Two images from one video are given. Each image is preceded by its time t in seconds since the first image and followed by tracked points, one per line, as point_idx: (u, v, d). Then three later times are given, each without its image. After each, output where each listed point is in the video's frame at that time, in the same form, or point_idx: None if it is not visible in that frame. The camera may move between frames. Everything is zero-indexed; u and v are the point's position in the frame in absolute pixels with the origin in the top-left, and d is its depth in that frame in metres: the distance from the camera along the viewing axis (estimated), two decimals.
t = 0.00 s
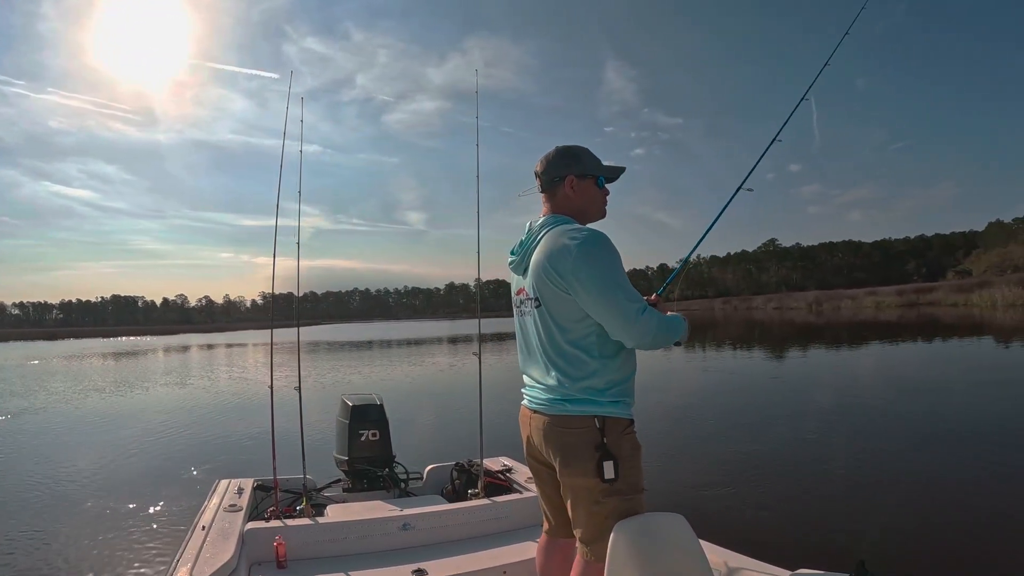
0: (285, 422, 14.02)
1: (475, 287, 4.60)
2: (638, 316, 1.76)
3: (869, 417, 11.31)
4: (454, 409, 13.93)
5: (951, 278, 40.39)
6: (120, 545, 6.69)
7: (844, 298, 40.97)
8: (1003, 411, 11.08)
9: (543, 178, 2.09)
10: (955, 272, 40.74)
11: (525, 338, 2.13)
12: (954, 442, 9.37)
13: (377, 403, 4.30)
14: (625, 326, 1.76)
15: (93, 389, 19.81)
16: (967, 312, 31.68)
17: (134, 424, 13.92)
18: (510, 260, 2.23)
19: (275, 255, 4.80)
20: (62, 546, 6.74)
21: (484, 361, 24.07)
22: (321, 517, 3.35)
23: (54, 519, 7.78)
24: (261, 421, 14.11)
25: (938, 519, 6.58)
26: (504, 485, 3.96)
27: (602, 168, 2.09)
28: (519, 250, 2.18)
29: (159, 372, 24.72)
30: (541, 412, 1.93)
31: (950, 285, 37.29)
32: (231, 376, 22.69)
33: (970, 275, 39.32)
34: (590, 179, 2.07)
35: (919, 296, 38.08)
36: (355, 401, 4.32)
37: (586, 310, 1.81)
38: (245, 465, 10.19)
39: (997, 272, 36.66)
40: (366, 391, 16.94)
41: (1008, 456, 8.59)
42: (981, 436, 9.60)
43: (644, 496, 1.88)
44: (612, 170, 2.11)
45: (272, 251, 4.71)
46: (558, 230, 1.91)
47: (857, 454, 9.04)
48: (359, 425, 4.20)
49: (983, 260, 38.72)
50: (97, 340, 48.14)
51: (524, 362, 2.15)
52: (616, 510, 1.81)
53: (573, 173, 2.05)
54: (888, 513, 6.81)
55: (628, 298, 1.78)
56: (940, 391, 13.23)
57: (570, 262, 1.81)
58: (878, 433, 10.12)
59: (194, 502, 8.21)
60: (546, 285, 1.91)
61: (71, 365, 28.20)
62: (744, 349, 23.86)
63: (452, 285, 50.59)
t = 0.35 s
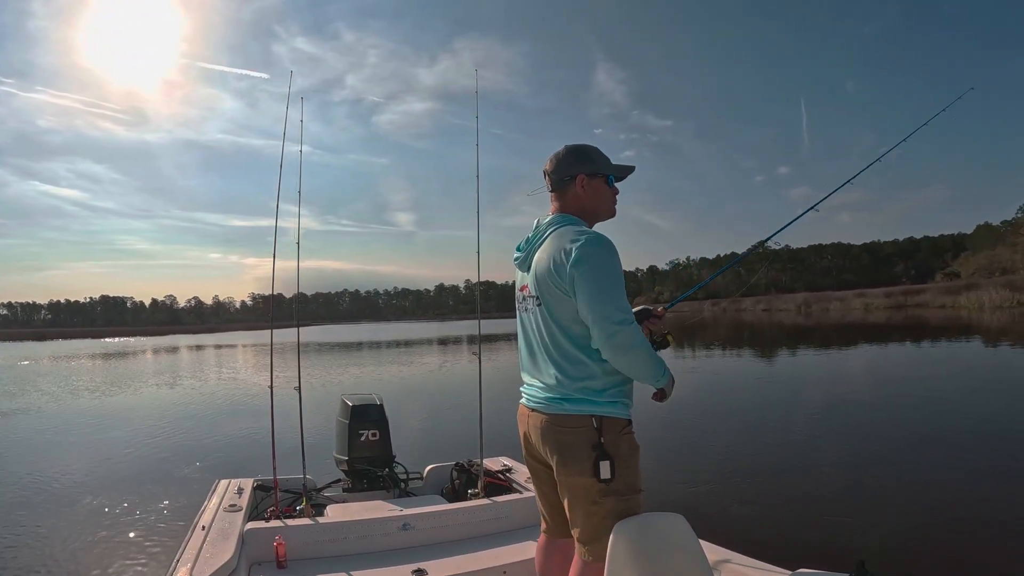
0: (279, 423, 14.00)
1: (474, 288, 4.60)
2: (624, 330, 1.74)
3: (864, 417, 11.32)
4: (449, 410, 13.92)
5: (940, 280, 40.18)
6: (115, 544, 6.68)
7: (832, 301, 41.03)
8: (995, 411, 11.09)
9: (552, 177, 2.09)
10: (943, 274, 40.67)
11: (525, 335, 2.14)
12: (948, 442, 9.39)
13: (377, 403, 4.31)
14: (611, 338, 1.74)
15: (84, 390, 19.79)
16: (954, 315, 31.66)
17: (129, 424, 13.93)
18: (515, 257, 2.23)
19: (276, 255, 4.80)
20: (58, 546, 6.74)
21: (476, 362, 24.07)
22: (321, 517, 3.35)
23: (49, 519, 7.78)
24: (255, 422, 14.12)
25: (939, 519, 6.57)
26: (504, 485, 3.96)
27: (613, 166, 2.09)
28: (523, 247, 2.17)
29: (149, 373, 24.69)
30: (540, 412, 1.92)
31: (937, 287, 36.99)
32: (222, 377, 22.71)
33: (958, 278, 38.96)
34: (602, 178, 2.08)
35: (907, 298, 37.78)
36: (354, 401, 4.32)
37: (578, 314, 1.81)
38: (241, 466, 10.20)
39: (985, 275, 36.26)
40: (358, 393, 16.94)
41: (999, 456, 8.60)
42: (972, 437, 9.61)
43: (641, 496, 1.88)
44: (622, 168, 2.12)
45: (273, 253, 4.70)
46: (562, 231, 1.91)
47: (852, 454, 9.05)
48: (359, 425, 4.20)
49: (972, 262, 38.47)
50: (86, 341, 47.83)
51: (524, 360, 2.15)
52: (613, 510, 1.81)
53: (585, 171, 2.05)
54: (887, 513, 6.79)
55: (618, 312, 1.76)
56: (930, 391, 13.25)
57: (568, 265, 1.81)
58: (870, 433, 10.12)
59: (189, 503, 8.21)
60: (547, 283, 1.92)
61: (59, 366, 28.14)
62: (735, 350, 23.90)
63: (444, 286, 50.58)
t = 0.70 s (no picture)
0: (273, 424, 13.96)
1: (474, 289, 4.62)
2: (574, 346, 1.71)
3: (859, 418, 11.33)
4: (445, 411, 13.90)
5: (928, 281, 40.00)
6: (110, 545, 6.66)
7: (822, 303, 41.06)
8: (990, 412, 11.11)
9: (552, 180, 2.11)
10: (932, 275, 40.68)
11: (529, 336, 2.16)
12: (943, 442, 9.43)
13: (377, 402, 4.30)
14: (568, 353, 1.71)
15: (75, 391, 19.70)
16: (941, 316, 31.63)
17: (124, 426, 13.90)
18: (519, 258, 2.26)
19: (275, 255, 4.78)
20: (55, 547, 6.72)
21: (469, 363, 24.03)
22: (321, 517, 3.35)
23: (44, 520, 7.74)
24: (249, 422, 14.10)
25: (941, 520, 6.54)
26: (504, 485, 3.96)
27: (613, 166, 2.08)
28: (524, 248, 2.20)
29: (140, 374, 24.58)
30: (542, 411, 1.92)
31: (926, 288, 36.73)
32: (213, 379, 22.64)
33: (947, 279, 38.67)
34: (601, 178, 2.07)
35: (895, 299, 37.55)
36: (354, 401, 4.32)
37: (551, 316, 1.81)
38: (237, 467, 10.19)
39: (974, 276, 36.03)
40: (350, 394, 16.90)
41: (995, 456, 8.62)
42: (965, 437, 9.62)
43: (642, 496, 1.88)
44: (625, 167, 2.10)
45: (272, 253, 4.69)
46: (556, 233, 1.92)
47: (848, 454, 9.05)
48: (359, 425, 4.20)
49: (960, 263, 38.27)
50: (74, 342, 47.50)
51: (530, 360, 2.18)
52: (614, 510, 1.81)
53: (583, 171, 2.05)
54: (886, 513, 6.78)
55: (581, 329, 1.73)
56: (923, 392, 13.26)
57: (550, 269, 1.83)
58: (866, 433, 10.13)
59: (185, 504, 8.19)
60: (539, 282, 1.95)
61: (47, 368, 28.01)
62: (727, 351, 23.93)
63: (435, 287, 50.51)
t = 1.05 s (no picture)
0: (267, 424, 13.94)
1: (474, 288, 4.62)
2: (574, 346, 1.71)
3: (854, 417, 11.34)
4: (440, 411, 13.89)
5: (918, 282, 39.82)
6: (107, 547, 6.63)
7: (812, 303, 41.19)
8: (984, 411, 11.16)
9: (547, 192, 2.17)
10: (922, 276, 40.87)
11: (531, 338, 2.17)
12: (937, 441, 9.47)
13: (377, 403, 4.30)
14: (568, 350, 1.71)
15: (66, 392, 19.59)
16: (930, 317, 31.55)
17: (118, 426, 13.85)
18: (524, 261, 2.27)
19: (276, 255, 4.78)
20: (51, 548, 6.69)
21: (463, 364, 24.01)
22: (321, 517, 3.34)
23: (39, 521, 7.72)
24: (244, 423, 14.08)
25: (938, 518, 6.55)
26: (504, 485, 3.95)
27: (598, 164, 2.05)
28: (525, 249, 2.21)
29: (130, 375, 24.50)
30: (543, 411, 1.92)
31: (915, 288, 36.48)
32: (204, 379, 22.56)
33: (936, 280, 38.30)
34: (585, 178, 2.06)
35: (885, 299, 37.70)
36: (354, 401, 4.31)
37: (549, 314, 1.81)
38: (234, 467, 10.17)
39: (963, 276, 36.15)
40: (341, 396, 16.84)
41: (989, 454, 8.66)
42: (958, 436, 9.64)
43: (643, 497, 1.88)
44: (614, 161, 2.04)
45: (272, 253, 4.69)
46: (553, 232, 1.92)
47: (844, 454, 9.07)
48: (359, 425, 4.20)
49: (950, 263, 38.02)
50: (64, 343, 47.21)
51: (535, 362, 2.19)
52: (614, 510, 1.81)
53: (565, 174, 2.07)
54: (884, 513, 6.78)
55: (582, 326, 1.73)
56: (916, 392, 13.26)
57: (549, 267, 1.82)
58: (861, 433, 10.16)
59: (179, 505, 8.16)
60: (535, 283, 1.95)
61: (36, 368, 27.83)
62: (718, 351, 23.94)
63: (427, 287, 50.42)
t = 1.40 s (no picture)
0: (261, 425, 13.90)
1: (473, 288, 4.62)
2: (574, 345, 1.71)
3: (848, 416, 11.34)
4: (436, 410, 13.87)
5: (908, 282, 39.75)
6: (103, 548, 6.62)
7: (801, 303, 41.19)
8: (978, 410, 11.18)
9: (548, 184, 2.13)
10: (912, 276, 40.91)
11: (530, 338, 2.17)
12: (930, 439, 9.48)
13: (377, 403, 4.30)
14: (568, 349, 1.71)
15: (57, 393, 19.50)
16: (919, 317, 31.51)
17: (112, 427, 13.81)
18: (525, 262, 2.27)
19: (275, 255, 4.78)
20: (48, 549, 6.67)
21: (457, 364, 23.97)
22: (321, 517, 3.34)
23: (34, 522, 7.69)
24: (238, 423, 14.06)
25: (936, 517, 6.55)
26: (504, 485, 3.95)
27: (598, 166, 2.04)
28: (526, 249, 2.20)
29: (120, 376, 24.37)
30: (544, 410, 1.92)
31: (905, 288, 36.39)
32: (196, 379, 22.48)
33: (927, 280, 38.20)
34: (585, 179, 2.06)
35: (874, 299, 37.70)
36: (354, 401, 4.31)
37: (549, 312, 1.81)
38: (231, 467, 10.16)
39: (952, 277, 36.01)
40: (333, 396, 16.80)
41: (983, 453, 8.68)
42: (952, 435, 9.66)
43: (643, 497, 1.87)
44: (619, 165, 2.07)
45: (272, 253, 4.69)
46: (552, 232, 1.92)
47: (840, 453, 9.07)
48: (359, 425, 4.20)
49: (941, 263, 37.93)
50: (53, 343, 46.93)
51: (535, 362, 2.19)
52: (613, 510, 1.81)
53: (566, 175, 2.08)
54: (884, 512, 6.78)
55: (583, 327, 1.73)
56: (909, 391, 13.28)
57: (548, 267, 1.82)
58: (855, 432, 10.16)
59: (175, 506, 8.15)
60: (535, 282, 1.95)
61: (26, 369, 27.66)
62: (709, 351, 23.88)
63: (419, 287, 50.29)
